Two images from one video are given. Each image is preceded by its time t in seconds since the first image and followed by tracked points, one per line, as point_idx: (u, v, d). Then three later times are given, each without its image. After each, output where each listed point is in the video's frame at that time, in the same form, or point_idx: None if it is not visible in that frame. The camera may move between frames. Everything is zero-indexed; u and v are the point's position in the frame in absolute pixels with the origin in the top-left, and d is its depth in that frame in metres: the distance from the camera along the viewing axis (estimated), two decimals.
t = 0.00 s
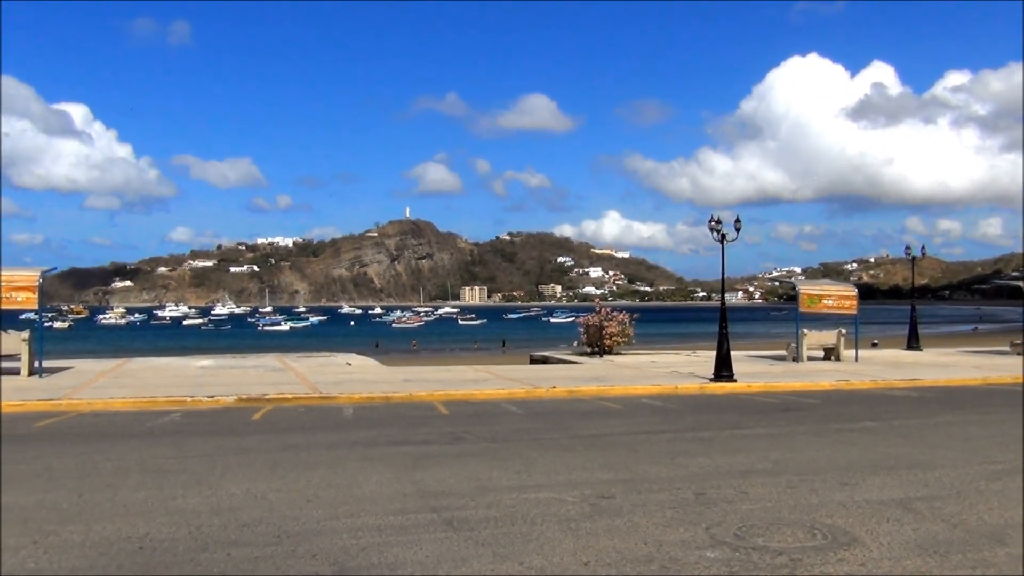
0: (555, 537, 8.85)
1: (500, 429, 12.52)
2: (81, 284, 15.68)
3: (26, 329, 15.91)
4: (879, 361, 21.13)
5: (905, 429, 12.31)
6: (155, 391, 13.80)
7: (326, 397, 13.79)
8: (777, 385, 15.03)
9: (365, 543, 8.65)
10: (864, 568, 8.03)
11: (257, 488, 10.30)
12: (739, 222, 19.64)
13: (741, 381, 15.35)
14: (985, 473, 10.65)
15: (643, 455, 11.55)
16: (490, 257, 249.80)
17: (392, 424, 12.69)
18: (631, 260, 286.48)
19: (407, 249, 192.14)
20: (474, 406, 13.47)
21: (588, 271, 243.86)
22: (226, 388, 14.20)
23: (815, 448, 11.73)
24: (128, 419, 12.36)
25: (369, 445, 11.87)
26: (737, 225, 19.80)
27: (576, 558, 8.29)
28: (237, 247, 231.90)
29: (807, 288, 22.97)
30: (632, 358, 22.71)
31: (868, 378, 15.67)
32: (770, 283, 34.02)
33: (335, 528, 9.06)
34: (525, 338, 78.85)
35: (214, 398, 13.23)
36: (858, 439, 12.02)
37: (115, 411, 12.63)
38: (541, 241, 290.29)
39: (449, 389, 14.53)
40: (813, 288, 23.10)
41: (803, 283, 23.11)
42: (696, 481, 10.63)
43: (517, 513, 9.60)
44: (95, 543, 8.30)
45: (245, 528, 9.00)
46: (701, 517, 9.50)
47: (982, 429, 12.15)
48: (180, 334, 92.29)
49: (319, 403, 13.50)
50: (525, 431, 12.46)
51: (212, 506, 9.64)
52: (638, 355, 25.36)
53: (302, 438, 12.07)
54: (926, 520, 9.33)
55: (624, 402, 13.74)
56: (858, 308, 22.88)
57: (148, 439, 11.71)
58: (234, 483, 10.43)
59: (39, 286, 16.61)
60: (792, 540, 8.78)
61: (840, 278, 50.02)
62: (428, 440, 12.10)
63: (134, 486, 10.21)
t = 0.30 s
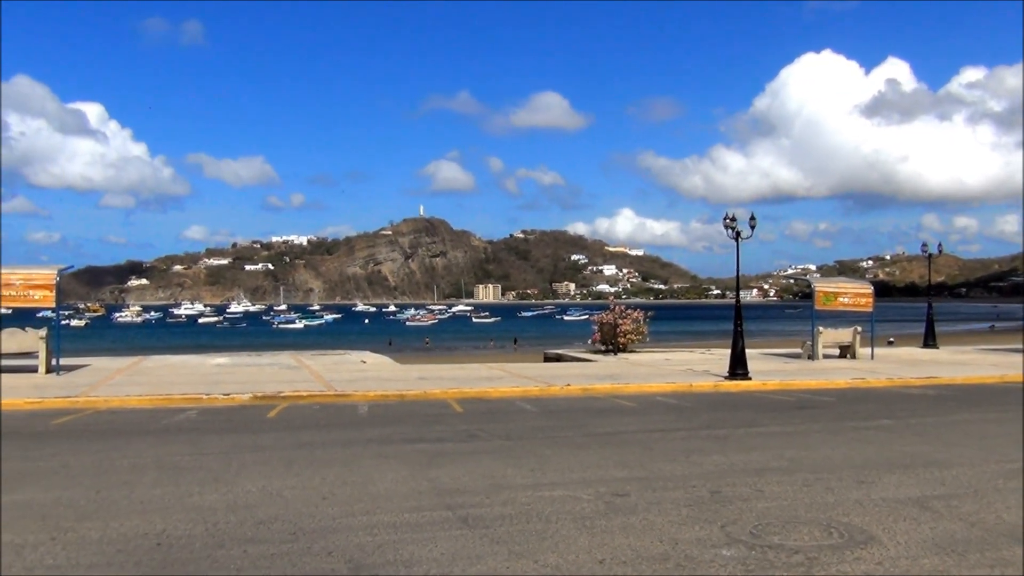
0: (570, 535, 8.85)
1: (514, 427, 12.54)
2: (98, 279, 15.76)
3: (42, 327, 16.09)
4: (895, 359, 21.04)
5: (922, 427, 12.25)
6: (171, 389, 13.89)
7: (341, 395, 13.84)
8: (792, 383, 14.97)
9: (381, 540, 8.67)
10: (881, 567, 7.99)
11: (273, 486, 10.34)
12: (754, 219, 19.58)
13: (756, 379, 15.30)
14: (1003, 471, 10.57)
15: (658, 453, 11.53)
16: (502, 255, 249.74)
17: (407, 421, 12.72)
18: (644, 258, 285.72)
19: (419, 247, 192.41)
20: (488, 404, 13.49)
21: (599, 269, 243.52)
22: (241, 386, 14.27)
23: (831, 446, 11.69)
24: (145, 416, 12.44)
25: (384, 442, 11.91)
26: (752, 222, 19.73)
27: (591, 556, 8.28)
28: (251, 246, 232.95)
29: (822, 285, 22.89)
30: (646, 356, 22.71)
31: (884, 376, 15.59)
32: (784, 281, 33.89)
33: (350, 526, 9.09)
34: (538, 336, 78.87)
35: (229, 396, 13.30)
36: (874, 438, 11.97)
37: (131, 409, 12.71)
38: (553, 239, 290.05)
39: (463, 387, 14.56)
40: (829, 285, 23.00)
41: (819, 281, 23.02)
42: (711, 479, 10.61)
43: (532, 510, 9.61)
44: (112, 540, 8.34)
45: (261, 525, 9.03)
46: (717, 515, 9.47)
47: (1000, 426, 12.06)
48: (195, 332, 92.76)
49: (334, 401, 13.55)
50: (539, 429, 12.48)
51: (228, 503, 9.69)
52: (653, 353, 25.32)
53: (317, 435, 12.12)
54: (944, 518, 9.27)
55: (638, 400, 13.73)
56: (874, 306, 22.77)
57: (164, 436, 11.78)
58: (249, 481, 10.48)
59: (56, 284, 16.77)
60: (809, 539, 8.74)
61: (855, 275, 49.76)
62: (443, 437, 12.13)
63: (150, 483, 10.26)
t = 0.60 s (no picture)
0: (585, 534, 8.85)
1: (529, 425, 12.55)
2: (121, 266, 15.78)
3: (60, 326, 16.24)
4: (911, 358, 20.92)
5: (939, 427, 12.17)
6: (187, 387, 13.97)
7: (356, 394, 13.88)
8: (808, 382, 14.92)
9: (396, 539, 8.70)
10: (898, 567, 7.95)
11: (289, 484, 10.39)
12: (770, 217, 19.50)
13: (771, 378, 15.25)
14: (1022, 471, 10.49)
15: (673, 452, 11.51)
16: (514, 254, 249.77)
17: (421, 420, 12.76)
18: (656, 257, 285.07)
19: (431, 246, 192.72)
20: (503, 402, 13.51)
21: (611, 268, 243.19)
22: (257, 384, 14.34)
23: (847, 446, 11.64)
24: (161, 414, 12.53)
25: (399, 441, 11.95)
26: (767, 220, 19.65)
27: (606, 555, 8.28)
28: (264, 245, 234.44)
29: (838, 284, 22.80)
30: (661, 354, 22.67)
31: (900, 375, 15.50)
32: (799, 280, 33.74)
33: (366, 524, 9.11)
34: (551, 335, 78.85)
35: (245, 394, 13.37)
36: (890, 437, 11.90)
37: (148, 406, 12.80)
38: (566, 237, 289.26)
39: (478, 385, 14.59)
40: (845, 284, 22.90)
41: (834, 279, 22.93)
42: (727, 478, 10.59)
43: (547, 509, 9.61)
44: (129, 537, 8.40)
45: (277, 522, 9.07)
46: (732, 515, 9.45)
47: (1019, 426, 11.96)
48: (210, 330, 93.44)
49: (349, 399, 13.59)
50: (554, 427, 12.49)
51: (245, 501, 9.74)
52: (667, 351, 25.29)
53: (332, 433, 12.16)
54: (961, 518, 9.21)
55: (653, 399, 13.72)
56: (891, 304, 22.65)
57: (181, 434, 11.86)
58: (265, 478, 10.53)
59: (73, 283, 16.96)
60: (825, 538, 8.71)
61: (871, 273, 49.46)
62: (458, 436, 12.16)
63: (167, 481, 10.32)
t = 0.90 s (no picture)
0: (600, 533, 8.85)
1: (544, 424, 12.55)
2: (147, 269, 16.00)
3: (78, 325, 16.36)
4: (929, 357, 20.80)
5: (958, 426, 12.10)
6: (203, 386, 14.05)
7: (371, 392, 13.93)
8: (825, 381, 14.85)
9: (412, 537, 8.72)
10: (916, 567, 7.91)
11: (305, 482, 10.43)
12: (786, 215, 19.42)
13: (787, 377, 15.20)
14: None
15: (688, 451, 11.49)
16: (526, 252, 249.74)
17: (436, 418, 12.78)
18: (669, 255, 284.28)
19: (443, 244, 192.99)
20: (518, 401, 13.52)
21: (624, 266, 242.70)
22: (273, 383, 14.40)
23: (864, 446, 11.58)
24: (178, 412, 12.60)
25: (415, 439, 11.97)
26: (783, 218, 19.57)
27: (621, 553, 8.27)
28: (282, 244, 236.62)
29: (855, 282, 22.69)
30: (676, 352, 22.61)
31: (918, 374, 15.42)
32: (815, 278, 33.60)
33: (381, 522, 9.14)
34: (565, 334, 78.74)
35: (261, 392, 13.44)
36: (908, 437, 11.83)
37: (165, 404, 12.88)
38: (578, 235, 288.80)
39: (493, 384, 14.61)
40: (862, 282, 22.78)
41: (851, 278, 22.81)
42: (743, 477, 10.56)
43: (562, 507, 9.62)
44: (147, 535, 8.45)
45: (294, 520, 9.11)
46: (749, 514, 9.42)
47: None
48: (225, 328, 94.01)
49: (364, 397, 13.65)
50: (569, 426, 12.49)
51: (261, 499, 9.79)
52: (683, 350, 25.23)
53: (349, 432, 12.21)
54: (980, 518, 9.15)
55: (668, 398, 13.70)
56: (908, 303, 22.51)
57: (197, 432, 11.92)
58: (281, 476, 10.58)
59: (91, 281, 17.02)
60: (843, 538, 8.68)
61: (889, 271, 49.05)
62: (474, 434, 12.17)
63: (184, 478, 10.39)
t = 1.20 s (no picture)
0: (615, 532, 8.84)
1: (558, 423, 12.56)
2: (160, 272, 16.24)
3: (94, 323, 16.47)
4: (946, 357, 20.66)
5: (975, 426, 12.03)
6: (217, 383, 14.11)
7: (385, 390, 13.96)
8: (840, 381, 14.79)
9: (427, 535, 8.74)
10: (933, 567, 7.87)
11: (319, 480, 10.46)
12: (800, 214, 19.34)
13: (802, 376, 15.14)
14: None
15: (702, 450, 11.46)
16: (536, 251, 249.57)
17: (450, 416, 12.79)
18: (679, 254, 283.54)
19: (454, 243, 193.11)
20: (532, 400, 13.52)
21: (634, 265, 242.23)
22: (288, 381, 14.46)
23: (880, 446, 11.53)
24: (193, 410, 12.67)
25: (429, 438, 11.99)
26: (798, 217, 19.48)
27: (636, 552, 8.27)
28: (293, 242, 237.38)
29: (870, 281, 22.58)
30: (690, 351, 22.55)
31: (934, 374, 15.33)
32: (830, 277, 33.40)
33: (396, 520, 9.16)
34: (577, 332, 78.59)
35: (276, 390, 13.49)
36: (924, 437, 11.77)
37: (180, 402, 12.96)
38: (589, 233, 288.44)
39: (507, 382, 14.61)
40: (877, 281, 22.67)
41: (866, 277, 22.69)
42: (758, 477, 10.53)
43: (576, 506, 9.62)
44: (163, 532, 8.49)
45: (308, 518, 9.14)
46: (764, 514, 9.38)
47: None
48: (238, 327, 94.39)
49: (378, 396, 13.68)
50: (583, 425, 12.49)
51: (276, 496, 9.83)
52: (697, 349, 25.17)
53: (363, 430, 12.23)
54: (998, 519, 9.09)
55: (682, 397, 13.67)
56: (924, 302, 22.39)
57: (213, 429, 11.97)
58: (296, 474, 10.61)
59: (108, 279, 17.06)
60: (859, 538, 8.64)
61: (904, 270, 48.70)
62: (487, 433, 12.18)
63: (200, 475, 10.44)
